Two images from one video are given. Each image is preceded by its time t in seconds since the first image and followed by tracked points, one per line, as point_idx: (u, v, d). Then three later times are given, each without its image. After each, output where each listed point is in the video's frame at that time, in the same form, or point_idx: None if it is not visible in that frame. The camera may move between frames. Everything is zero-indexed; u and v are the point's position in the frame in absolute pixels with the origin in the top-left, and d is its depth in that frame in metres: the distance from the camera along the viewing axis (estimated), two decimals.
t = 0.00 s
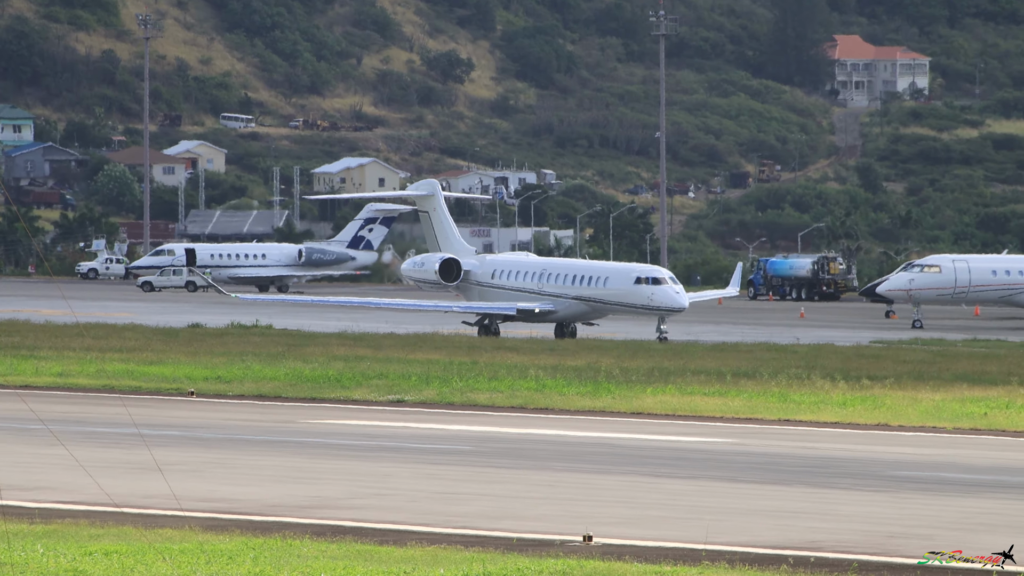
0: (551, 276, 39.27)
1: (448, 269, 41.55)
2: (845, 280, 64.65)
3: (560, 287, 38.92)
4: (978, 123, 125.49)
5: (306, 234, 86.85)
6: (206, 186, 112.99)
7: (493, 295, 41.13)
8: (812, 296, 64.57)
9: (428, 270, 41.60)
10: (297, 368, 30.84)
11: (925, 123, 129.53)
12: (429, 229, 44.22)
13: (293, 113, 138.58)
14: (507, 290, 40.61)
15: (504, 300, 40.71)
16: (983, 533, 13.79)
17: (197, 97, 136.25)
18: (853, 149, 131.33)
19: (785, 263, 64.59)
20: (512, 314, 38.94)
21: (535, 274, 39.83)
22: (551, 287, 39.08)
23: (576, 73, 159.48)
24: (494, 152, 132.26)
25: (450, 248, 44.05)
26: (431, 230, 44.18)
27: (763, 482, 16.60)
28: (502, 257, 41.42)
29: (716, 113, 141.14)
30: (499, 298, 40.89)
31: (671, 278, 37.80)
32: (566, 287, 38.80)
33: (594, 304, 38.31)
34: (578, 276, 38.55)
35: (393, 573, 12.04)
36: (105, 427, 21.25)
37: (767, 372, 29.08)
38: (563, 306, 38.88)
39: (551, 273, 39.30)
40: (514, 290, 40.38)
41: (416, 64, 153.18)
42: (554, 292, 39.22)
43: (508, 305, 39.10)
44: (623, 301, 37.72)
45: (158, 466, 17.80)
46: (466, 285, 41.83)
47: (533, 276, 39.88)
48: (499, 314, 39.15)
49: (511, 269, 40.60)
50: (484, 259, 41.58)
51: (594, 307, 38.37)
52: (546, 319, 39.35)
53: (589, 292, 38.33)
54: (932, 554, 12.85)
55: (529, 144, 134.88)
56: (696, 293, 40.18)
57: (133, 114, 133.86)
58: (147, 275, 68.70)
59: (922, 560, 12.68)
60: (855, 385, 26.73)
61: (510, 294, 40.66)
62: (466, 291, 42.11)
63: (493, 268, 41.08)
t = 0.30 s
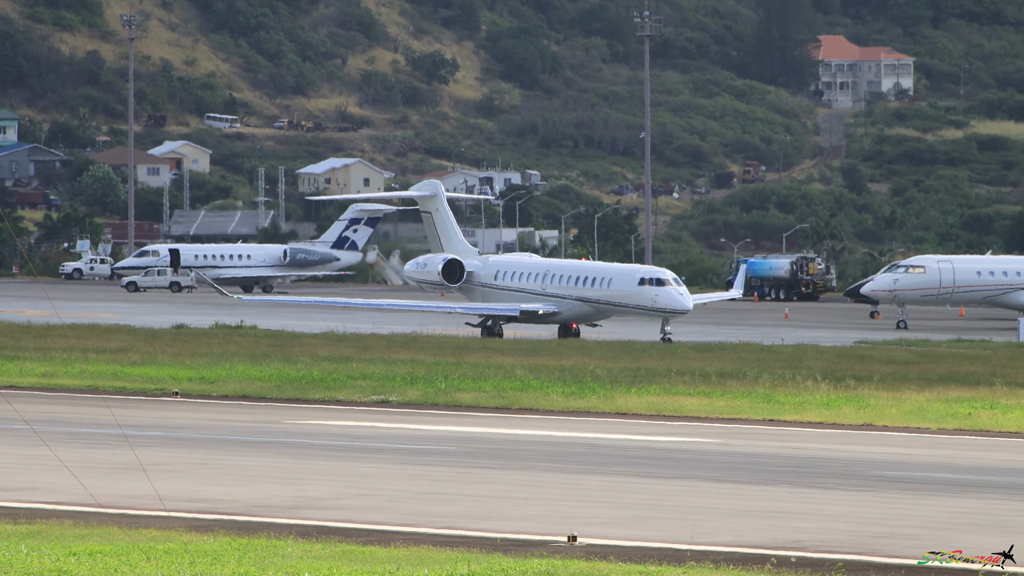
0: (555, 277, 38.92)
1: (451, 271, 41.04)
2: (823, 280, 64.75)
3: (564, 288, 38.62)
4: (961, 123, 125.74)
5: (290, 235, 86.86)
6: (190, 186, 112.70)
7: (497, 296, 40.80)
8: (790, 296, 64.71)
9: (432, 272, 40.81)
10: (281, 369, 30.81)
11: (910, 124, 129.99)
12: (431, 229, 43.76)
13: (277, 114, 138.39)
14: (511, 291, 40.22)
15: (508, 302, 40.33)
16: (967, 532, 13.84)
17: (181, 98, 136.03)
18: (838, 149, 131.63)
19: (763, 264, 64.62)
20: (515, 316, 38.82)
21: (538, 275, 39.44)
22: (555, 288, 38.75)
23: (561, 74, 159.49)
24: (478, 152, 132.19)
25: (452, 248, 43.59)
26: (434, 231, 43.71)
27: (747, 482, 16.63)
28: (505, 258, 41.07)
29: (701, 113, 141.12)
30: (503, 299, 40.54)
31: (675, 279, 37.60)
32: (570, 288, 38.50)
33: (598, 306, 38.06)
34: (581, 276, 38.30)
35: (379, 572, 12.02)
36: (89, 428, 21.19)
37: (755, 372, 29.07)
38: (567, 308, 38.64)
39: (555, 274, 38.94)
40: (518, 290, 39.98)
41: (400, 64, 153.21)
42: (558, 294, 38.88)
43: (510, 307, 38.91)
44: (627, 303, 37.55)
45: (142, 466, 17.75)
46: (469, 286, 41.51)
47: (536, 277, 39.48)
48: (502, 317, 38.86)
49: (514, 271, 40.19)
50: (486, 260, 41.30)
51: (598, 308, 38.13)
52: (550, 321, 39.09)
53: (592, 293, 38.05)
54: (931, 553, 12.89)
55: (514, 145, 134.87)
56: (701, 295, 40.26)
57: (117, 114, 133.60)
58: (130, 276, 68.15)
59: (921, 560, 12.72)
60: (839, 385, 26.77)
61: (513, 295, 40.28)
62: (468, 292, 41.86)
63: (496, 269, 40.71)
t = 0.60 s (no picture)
0: (556, 277, 38.87)
1: (452, 272, 41.05)
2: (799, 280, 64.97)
3: (566, 289, 38.53)
4: (944, 123, 126.30)
5: (272, 235, 86.59)
6: (173, 186, 112.37)
7: (498, 297, 40.63)
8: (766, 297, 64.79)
9: (432, 272, 40.98)
10: (264, 367, 30.83)
11: (891, 124, 130.63)
12: (432, 231, 43.62)
13: (260, 115, 138.03)
14: (512, 292, 40.12)
15: (509, 302, 40.24)
16: (949, 531, 13.88)
17: (163, 98, 135.49)
18: (820, 150, 131.91)
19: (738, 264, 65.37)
20: (517, 316, 38.73)
21: (539, 276, 39.38)
22: (556, 289, 38.68)
23: (543, 74, 159.56)
24: (461, 152, 132.05)
25: (453, 250, 43.49)
26: (435, 232, 43.57)
27: (729, 482, 16.64)
28: (506, 259, 40.98)
29: (683, 114, 141.29)
30: (504, 300, 40.40)
31: (677, 280, 37.57)
32: (572, 289, 38.43)
33: (600, 306, 37.96)
34: (583, 276, 38.26)
35: (361, 573, 11.98)
36: (71, 428, 21.09)
37: (740, 372, 29.17)
38: (568, 308, 38.52)
39: (556, 276, 38.90)
40: (519, 291, 39.89)
41: (383, 65, 152.86)
42: (559, 294, 38.81)
43: (511, 308, 38.80)
44: (628, 304, 37.45)
45: (124, 466, 17.68)
46: (470, 287, 41.36)
47: (537, 278, 39.44)
48: (503, 317, 38.69)
49: (515, 271, 40.12)
50: (487, 261, 41.15)
51: (600, 309, 38.02)
52: (552, 322, 38.96)
53: (593, 294, 37.96)
54: (930, 554, 12.91)
55: (496, 145, 134.83)
56: (700, 294, 40.19)
57: (99, 115, 133.01)
58: (112, 276, 67.50)
59: (919, 560, 12.75)
60: (821, 386, 26.86)
61: (514, 296, 40.18)
62: (468, 293, 41.66)
63: (498, 269, 40.61)
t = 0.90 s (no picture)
0: (562, 277, 38.80)
1: (457, 271, 41.04)
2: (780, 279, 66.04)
3: (572, 289, 38.45)
4: (930, 122, 126.67)
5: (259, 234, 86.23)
6: (159, 185, 112.14)
7: (503, 297, 40.55)
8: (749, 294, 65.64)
9: (439, 271, 41.11)
10: (251, 367, 30.66)
11: (878, 123, 130.99)
12: (437, 229, 43.48)
13: (246, 114, 137.68)
14: (518, 292, 40.02)
15: (514, 302, 40.15)
16: (936, 531, 13.86)
17: (150, 97, 135.06)
18: (808, 150, 132.07)
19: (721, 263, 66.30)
20: (523, 317, 38.60)
21: (546, 276, 39.31)
22: (562, 288, 38.60)
23: (530, 73, 159.61)
24: (447, 151, 132.00)
25: (458, 250, 43.30)
26: (439, 231, 43.43)
27: (717, 482, 16.60)
28: (511, 259, 40.91)
29: (669, 113, 141.42)
30: (509, 300, 40.33)
31: (683, 279, 37.63)
32: (578, 288, 38.34)
33: (605, 306, 37.88)
34: (590, 276, 38.19)
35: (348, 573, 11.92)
36: (59, 427, 20.98)
37: (729, 371, 29.17)
38: (574, 308, 38.41)
39: (563, 275, 38.84)
40: (525, 291, 39.81)
41: (370, 64, 152.71)
42: (565, 294, 38.72)
43: (517, 308, 38.62)
44: (634, 303, 37.41)
45: (112, 465, 17.57)
46: (475, 287, 41.28)
47: (545, 278, 39.33)
48: (510, 317, 38.57)
49: (521, 271, 40.08)
50: (492, 261, 41.08)
51: (606, 309, 37.96)
52: (558, 321, 38.83)
53: (599, 293, 37.90)
54: (931, 553, 12.89)
55: (483, 144, 134.65)
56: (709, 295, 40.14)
57: (86, 114, 132.63)
58: (99, 274, 67.37)
59: (921, 559, 12.72)
60: (809, 385, 26.81)
61: (519, 296, 40.10)
62: (474, 293, 41.56)
63: (503, 269, 40.57)
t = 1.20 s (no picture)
0: (567, 278, 38.67)
1: (462, 272, 40.85)
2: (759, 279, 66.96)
3: (578, 290, 38.32)
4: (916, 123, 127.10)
5: (245, 234, 86.20)
6: (145, 186, 111.88)
7: (509, 299, 40.40)
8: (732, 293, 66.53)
9: (442, 273, 40.84)
10: (236, 366, 30.59)
11: (864, 124, 131.37)
12: (442, 230, 43.37)
13: (232, 114, 137.39)
14: (522, 293, 39.88)
15: (519, 304, 39.97)
16: (922, 532, 13.86)
17: (136, 97, 134.67)
18: (793, 150, 132.41)
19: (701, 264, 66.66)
20: (528, 317, 38.28)
21: (551, 277, 39.17)
22: (568, 290, 38.45)
23: (516, 73, 159.41)
24: (434, 151, 131.92)
25: (463, 251, 43.17)
26: (444, 232, 43.33)
27: (703, 482, 16.59)
28: (516, 260, 40.79)
29: (655, 113, 141.55)
30: (515, 301, 40.13)
31: (689, 281, 37.63)
32: (583, 290, 38.21)
33: (610, 307, 37.81)
34: (594, 278, 38.12)
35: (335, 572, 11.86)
36: (44, 427, 20.88)
37: (714, 372, 29.14)
38: (579, 309, 38.26)
39: (568, 276, 38.69)
40: (530, 293, 39.65)
41: (356, 64, 152.54)
42: (570, 295, 38.59)
43: (524, 308, 38.32)
44: (641, 304, 37.35)
45: (97, 465, 17.48)
46: (481, 288, 41.11)
47: (549, 280, 39.21)
48: (515, 318, 38.39)
49: (526, 272, 39.95)
50: (497, 262, 40.96)
51: (612, 310, 37.86)
52: (563, 322, 38.66)
53: (605, 295, 37.81)
54: (929, 554, 12.88)
55: (469, 144, 134.56)
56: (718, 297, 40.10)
57: (72, 114, 132.17)
58: (85, 275, 67.10)
59: (919, 560, 12.71)
60: (794, 386, 26.81)
61: (524, 297, 39.94)
62: (479, 294, 41.39)
63: (508, 270, 40.45)
